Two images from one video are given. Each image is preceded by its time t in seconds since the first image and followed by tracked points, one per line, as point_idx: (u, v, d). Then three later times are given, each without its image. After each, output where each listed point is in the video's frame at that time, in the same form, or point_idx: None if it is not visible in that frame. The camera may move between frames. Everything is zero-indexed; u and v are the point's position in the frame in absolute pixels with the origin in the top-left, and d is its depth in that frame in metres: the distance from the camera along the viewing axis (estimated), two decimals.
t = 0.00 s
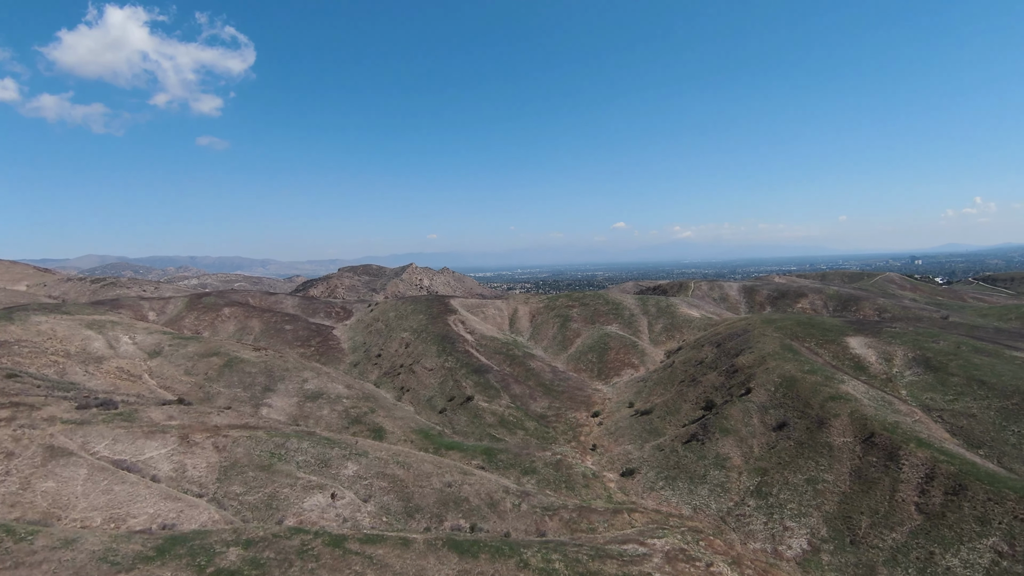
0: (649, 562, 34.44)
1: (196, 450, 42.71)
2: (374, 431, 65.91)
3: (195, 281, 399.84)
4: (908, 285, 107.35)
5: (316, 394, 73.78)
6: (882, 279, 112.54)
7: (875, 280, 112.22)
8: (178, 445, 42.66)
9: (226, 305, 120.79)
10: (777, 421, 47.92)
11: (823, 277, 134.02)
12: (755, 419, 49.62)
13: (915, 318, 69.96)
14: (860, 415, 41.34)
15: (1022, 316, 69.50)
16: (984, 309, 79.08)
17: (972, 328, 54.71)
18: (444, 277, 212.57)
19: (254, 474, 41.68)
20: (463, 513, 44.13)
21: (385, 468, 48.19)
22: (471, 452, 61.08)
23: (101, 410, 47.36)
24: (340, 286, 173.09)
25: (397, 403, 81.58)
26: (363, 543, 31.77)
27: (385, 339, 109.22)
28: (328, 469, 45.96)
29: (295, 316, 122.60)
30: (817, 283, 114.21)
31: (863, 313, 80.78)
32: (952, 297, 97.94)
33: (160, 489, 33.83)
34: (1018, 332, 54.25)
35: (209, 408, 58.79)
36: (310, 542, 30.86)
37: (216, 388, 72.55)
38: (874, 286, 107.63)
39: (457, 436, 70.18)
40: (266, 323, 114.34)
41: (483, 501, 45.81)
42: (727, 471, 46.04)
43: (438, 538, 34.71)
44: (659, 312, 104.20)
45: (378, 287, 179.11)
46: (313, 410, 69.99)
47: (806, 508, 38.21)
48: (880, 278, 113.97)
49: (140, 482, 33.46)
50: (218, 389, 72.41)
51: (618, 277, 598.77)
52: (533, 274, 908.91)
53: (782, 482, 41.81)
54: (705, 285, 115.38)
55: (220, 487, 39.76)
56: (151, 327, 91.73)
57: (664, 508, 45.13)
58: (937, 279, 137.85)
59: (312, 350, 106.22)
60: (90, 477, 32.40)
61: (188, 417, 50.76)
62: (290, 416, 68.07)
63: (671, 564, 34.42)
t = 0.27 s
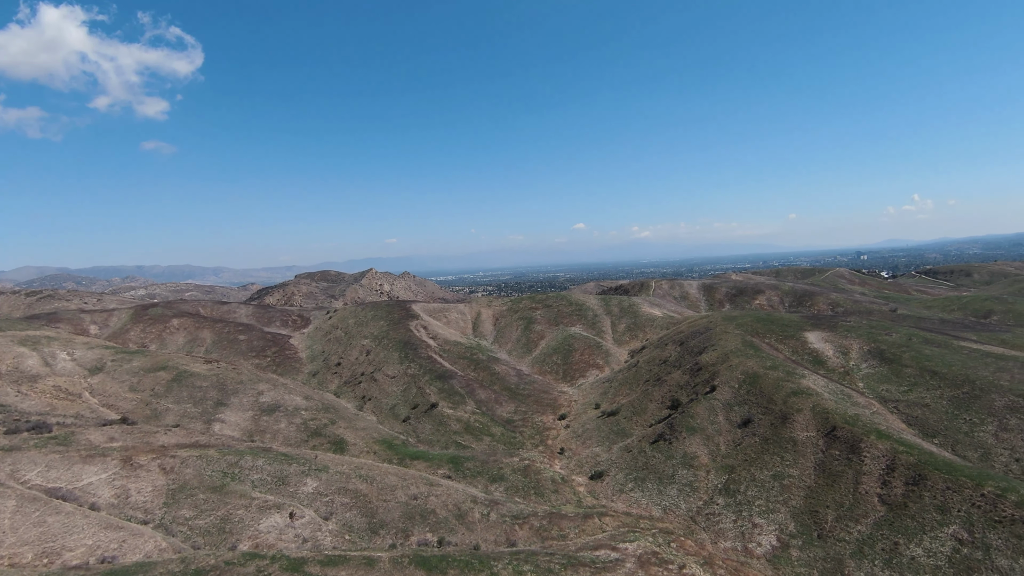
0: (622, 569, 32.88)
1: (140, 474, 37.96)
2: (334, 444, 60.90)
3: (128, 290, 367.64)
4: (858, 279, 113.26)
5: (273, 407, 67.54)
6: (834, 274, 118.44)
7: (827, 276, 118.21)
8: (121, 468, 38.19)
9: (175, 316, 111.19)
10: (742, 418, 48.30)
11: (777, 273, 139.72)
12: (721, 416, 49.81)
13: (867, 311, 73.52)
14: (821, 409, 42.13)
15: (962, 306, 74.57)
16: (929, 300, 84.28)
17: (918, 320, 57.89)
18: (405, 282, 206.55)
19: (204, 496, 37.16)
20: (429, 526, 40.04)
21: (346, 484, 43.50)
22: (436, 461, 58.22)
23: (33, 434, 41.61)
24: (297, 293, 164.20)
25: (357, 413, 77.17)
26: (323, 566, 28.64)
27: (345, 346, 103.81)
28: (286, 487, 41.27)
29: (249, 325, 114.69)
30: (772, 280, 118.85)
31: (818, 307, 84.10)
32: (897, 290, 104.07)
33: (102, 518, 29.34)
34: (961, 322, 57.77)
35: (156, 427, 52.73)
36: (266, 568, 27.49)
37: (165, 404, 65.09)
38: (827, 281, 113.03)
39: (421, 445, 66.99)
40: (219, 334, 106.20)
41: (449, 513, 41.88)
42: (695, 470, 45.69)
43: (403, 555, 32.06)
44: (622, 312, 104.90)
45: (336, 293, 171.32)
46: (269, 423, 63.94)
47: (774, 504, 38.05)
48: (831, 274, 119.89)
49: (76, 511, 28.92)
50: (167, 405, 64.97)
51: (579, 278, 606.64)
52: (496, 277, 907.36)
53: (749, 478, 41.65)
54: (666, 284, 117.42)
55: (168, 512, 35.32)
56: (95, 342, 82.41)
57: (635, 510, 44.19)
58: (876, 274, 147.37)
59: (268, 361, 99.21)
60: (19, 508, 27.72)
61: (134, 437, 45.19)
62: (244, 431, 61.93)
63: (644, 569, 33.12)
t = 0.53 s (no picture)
0: None
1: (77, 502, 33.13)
2: (295, 460, 55.69)
3: (50, 302, 332.95)
4: (811, 276, 118.83)
5: (226, 424, 60.69)
6: (789, 271, 123.74)
7: (782, 274, 123.57)
8: (54, 497, 33.09)
9: (118, 330, 100.73)
10: (708, 417, 48.42)
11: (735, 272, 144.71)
12: (687, 416, 49.79)
13: (823, 307, 76.75)
14: (785, 406, 42.73)
15: (909, 300, 79.08)
16: (878, 296, 89.24)
17: (869, 315, 60.90)
18: (364, 288, 199.09)
19: (151, 523, 32.38)
20: (395, 543, 36.64)
21: (306, 502, 39.45)
22: (400, 473, 54.82)
23: None
24: (251, 301, 154.32)
25: (317, 426, 72.51)
26: None
27: (303, 356, 97.83)
28: (239, 509, 36.70)
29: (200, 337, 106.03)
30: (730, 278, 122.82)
31: (775, 304, 87.05)
32: (847, 286, 109.80)
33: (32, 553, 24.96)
34: (909, 316, 61.16)
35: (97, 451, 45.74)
36: None
37: (107, 423, 57.09)
38: (783, 279, 117.83)
39: (384, 456, 63.32)
40: (168, 347, 97.53)
41: (416, 527, 38.65)
42: (664, 472, 45.18)
43: None
44: (585, 313, 104.93)
45: (293, 301, 162.53)
46: (222, 440, 57.33)
47: (743, 503, 37.81)
48: (786, 271, 125.20)
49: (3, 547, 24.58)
50: (109, 424, 57.03)
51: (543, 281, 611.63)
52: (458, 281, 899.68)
53: (717, 478, 41.39)
54: (628, 285, 118.75)
55: (110, 542, 30.39)
56: (27, 359, 72.67)
57: (605, 515, 43.05)
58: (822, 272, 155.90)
59: (222, 374, 91.60)
60: None
61: (71, 462, 39.38)
62: (195, 450, 55.26)
63: None
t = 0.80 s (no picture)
0: None
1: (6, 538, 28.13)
2: (251, 478, 49.37)
3: None
4: (767, 275, 123.69)
5: (178, 442, 54.00)
6: (748, 271, 128.36)
7: (741, 274, 128.06)
8: None
9: (61, 345, 90.72)
10: (676, 419, 48.30)
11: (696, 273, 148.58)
12: (656, 418, 49.49)
13: (782, 305, 79.54)
14: (752, 405, 43.14)
15: (862, 297, 83.38)
16: (831, 294, 93.75)
17: (825, 313, 63.60)
18: (323, 296, 190.67)
19: (93, 554, 28.14)
20: (361, 563, 33.67)
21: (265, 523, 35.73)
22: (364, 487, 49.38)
23: None
24: (208, 312, 143.99)
25: (278, 440, 67.58)
26: None
27: (261, 368, 91.41)
28: (191, 535, 32.73)
29: (150, 350, 97.27)
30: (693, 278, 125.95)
31: (737, 303, 89.49)
32: (802, 284, 114.82)
33: None
34: (863, 312, 64.19)
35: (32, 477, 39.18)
36: None
37: (44, 445, 50.01)
38: (743, 278, 121.99)
39: (346, 470, 59.18)
40: (114, 362, 88.75)
41: (383, 545, 35.65)
42: (635, 475, 44.47)
43: None
44: (551, 317, 104.38)
45: (251, 310, 152.70)
46: (173, 459, 50.75)
47: (714, 504, 37.49)
48: (745, 271, 129.72)
49: None
50: (46, 446, 49.88)
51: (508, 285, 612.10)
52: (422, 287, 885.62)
53: (688, 480, 41.00)
54: (593, 287, 119.41)
55: None
56: None
57: (576, 522, 41.81)
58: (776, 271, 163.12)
59: (174, 390, 83.97)
60: None
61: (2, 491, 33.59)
62: (145, 471, 48.82)
63: None
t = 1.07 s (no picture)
0: None
1: None
2: (206, 502, 44.39)
3: None
4: (726, 275, 128.02)
5: (123, 465, 47.53)
6: (707, 272, 132.40)
7: (701, 274, 131.90)
8: None
9: None
10: (645, 421, 47.97)
11: (658, 274, 151.93)
12: (625, 422, 49.00)
13: (742, 304, 82.06)
14: (719, 406, 43.43)
15: (817, 294, 87.36)
16: (787, 292, 97.89)
17: (785, 311, 66.00)
18: (280, 305, 180.09)
19: None
20: None
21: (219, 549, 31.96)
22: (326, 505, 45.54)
23: None
24: (158, 325, 132.65)
25: (234, 459, 62.37)
26: None
27: (214, 383, 84.53)
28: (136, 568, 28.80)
29: (93, 367, 87.89)
30: (655, 280, 128.55)
31: (698, 303, 91.51)
32: (759, 284, 119.47)
33: None
34: (818, 310, 67.13)
35: None
36: None
37: None
38: (702, 279, 125.69)
39: (306, 487, 54.63)
40: (52, 382, 79.57)
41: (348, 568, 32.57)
42: (605, 481, 43.54)
43: None
44: (516, 322, 103.16)
45: (204, 321, 141.53)
46: (117, 484, 44.58)
47: (685, 507, 37.04)
48: (705, 271, 133.67)
49: None
50: None
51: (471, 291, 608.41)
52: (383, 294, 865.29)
53: (658, 483, 40.49)
54: (557, 291, 119.33)
55: None
56: None
57: (547, 531, 40.30)
58: (733, 271, 169.41)
59: (120, 410, 75.93)
60: None
61: None
62: (85, 499, 42.23)
63: None
